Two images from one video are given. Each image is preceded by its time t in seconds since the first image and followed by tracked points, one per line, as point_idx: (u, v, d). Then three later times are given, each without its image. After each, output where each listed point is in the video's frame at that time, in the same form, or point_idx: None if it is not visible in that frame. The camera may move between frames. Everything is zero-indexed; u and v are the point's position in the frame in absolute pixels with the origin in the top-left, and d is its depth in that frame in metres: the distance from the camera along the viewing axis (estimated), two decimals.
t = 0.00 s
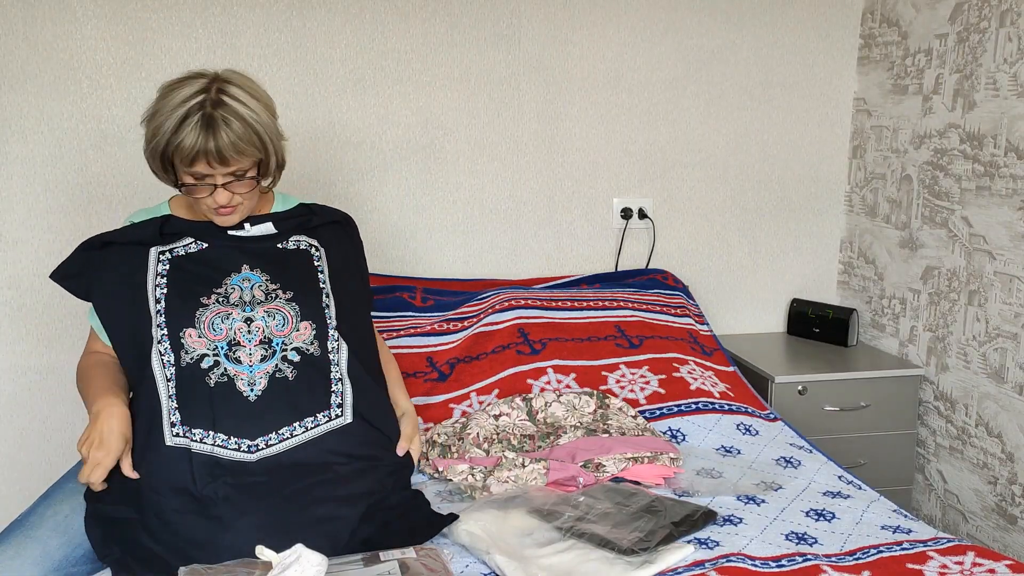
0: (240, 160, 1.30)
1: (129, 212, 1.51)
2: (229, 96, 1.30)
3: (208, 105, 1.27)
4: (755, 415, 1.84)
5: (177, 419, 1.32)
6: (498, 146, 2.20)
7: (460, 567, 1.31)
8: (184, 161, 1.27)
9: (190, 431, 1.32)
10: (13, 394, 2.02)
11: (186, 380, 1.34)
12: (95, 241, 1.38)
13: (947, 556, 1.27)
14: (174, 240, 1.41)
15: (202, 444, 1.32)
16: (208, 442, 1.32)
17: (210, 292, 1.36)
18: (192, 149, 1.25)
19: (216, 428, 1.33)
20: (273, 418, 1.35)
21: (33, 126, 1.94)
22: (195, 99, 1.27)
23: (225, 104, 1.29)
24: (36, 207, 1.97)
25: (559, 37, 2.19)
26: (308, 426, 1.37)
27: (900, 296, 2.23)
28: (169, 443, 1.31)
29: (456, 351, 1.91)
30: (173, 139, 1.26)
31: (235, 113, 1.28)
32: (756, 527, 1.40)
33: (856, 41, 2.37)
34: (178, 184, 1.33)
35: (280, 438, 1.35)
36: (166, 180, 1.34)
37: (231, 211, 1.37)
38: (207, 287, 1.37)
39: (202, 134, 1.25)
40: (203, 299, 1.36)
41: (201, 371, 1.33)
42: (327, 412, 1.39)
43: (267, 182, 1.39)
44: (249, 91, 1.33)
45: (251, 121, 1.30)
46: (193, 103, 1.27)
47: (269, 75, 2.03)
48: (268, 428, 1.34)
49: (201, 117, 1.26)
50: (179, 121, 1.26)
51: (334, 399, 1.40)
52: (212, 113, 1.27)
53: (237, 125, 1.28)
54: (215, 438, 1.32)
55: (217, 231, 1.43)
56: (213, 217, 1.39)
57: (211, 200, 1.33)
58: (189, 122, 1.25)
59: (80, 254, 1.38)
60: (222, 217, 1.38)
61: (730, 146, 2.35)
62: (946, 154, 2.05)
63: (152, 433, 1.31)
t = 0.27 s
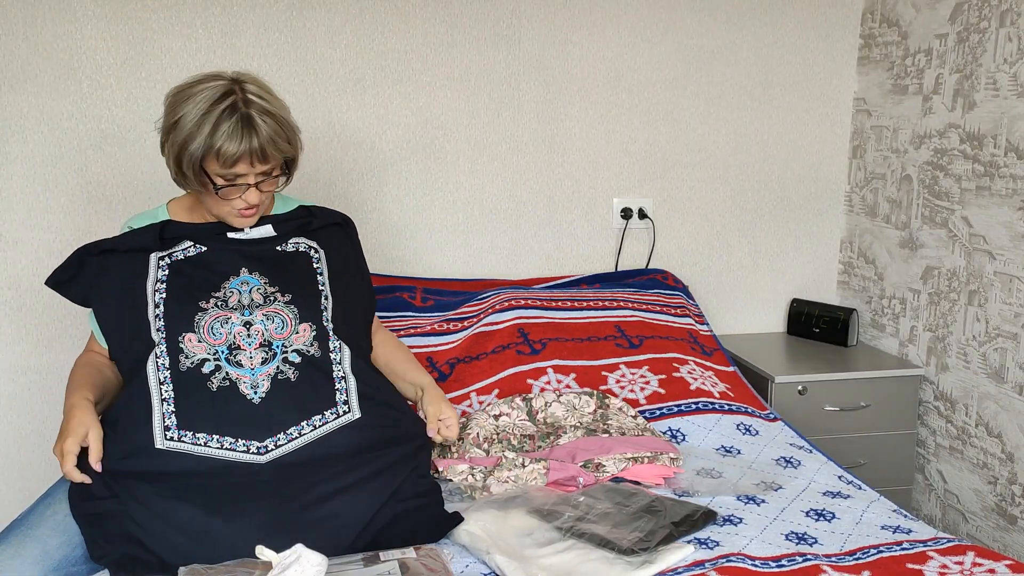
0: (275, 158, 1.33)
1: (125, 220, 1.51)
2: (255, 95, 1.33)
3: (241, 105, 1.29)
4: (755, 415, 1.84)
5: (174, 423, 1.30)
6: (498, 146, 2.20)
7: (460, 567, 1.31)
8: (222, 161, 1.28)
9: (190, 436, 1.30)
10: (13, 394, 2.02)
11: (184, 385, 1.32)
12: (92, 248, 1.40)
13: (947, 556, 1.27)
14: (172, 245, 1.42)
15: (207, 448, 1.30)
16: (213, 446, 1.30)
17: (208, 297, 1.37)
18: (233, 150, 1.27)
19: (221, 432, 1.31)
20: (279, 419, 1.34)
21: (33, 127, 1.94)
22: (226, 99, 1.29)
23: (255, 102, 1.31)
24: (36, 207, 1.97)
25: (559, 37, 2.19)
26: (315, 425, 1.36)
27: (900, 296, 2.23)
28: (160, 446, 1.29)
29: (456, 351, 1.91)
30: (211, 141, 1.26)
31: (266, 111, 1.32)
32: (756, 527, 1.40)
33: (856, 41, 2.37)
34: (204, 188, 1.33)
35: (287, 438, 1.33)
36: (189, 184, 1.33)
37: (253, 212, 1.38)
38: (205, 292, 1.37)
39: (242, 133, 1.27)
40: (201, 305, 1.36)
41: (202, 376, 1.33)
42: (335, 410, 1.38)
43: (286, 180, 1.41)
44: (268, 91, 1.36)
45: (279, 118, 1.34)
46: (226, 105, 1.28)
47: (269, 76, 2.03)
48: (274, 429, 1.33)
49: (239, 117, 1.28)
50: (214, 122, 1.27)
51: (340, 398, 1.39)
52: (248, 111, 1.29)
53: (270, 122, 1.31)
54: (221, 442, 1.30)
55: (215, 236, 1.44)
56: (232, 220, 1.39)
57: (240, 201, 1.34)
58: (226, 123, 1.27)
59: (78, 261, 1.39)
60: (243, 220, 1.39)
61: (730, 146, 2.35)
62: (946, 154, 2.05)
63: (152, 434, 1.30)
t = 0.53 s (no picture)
0: (292, 151, 1.33)
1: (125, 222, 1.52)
2: (266, 90, 1.33)
3: (259, 99, 1.30)
4: (755, 415, 1.84)
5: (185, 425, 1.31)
6: (498, 146, 2.20)
7: (460, 567, 1.31)
8: (246, 156, 1.27)
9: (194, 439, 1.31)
10: (13, 394, 2.02)
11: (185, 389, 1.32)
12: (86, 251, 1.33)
13: (947, 556, 1.27)
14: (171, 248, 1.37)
15: (207, 452, 1.30)
16: (213, 450, 1.31)
17: (205, 300, 1.34)
18: (259, 144, 1.26)
19: (220, 436, 1.31)
20: (277, 422, 1.33)
21: (33, 126, 1.94)
22: (243, 93, 1.28)
23: (269, 96, 1.32)
24: (36, 207, 1.97)
25: (558, 37, 2.19)
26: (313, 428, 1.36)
27: (900, 296, 2.23)
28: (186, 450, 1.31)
29: (456, 350, 1.91)
30: (236, 135, 1.25)
31: (280, 105, 1.32)
32: (756, 527, 1.40)
33: (856, 41, 2.37)
34: (219, 185, 1.31)
35: (284, 442, 1.33)
36: (204, 181, 1.30)
37: (266, 208, 1.37)
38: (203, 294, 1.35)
39: (266, 126, 1.27)
40: (199, 308, 1.34)
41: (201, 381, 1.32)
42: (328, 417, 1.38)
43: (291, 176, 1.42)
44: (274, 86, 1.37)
45: (292, 112, 1.35)
46: (247, 100, 1.28)
47: (269, 75, 2.03)
48: (271, 433, 1.33)
49: (260, 110, 1.28)
50: (237, 117, 1.26)
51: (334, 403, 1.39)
52: (266, 104, 1.29)
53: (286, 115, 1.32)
54: (220, 446, 1.31)
55: (212, 237, 1.39)
56: (244, 217, 1.37)
57: (257, 196, 1.33)
58: (249, 117, 1.26)
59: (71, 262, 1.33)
60: (256, 216, 1.37)
61: (730, 146, 2.35)
62: (946, 154, 2.05)
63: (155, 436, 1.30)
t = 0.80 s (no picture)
0: (302, 146, 1.37)
1: (125, 221, 1.51)
2: (272, 88, 1.37)
3: (268, 96, 1.33)
4: (755, 415, 1.84)
5: (213, 402, 1.33)
6: (498, 146, 2.20)
7: (460, 567, 1.31)
8: (260, 151, 1.30)
9: (222, 419, 1.33)
10: (13, 394, 2.02)
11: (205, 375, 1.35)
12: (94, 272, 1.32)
13: (947, 556, 1.27)
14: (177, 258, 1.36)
15: (230, 433, 1.33)
16: (236, 432, 1.34)
17: (217, 306, 1.37)
18: (274, 139, 1.30)
19: (244, 418, 1.35)
20: (297, 408, 1.38)
21: (33, 126, 1.94)
22: (252, 91, 1.32)
23: (276, 93, 1.35)
24: (36, 206, 1.97)
25: (558, 37, 2.19)
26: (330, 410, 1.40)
27: (900, 296, 2.23)
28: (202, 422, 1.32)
29: (456, 350, 1.91)
30: (251, 131, 1.28)
31: (288, 101, 1.36)
32: (756, 527, 1.40)
33: (856, 41, 2.37)
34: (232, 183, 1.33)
35: (304, 424, 1.37)
36: (215, 178, 1.32)
37: (274, 205, 1.40)
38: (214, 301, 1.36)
39: (279, 122, 1.31)
40: (211, 313, 1.36)
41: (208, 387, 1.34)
42: (345, 396, 1.42)
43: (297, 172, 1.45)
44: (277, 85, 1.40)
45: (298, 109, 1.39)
46: (258, 97, 1.31)
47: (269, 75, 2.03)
48: (292, 417, 1.37)
49: (271, 106, 1.31)
50: (250, 113, 1.29)
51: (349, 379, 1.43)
52: (276, 101, 1.33)
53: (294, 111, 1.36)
54: (244, 428, 1.34)
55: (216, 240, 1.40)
56: (252, 215, 1.39)
57: (269, 192, 1.36)
58: (262, 113, 1.30)
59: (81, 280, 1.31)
60: (264, 214, 1.39)
61: (730, 145, 2.35)
62: (946, 154, 2.05)
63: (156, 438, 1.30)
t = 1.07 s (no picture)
0: (291, 135, 1.42)
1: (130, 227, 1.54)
2: (261, 79, 1.42)
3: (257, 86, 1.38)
4: (755, 415, 1.84)
5: (271, 330, 1.25)
6: (498, 146, 2.20)
7: (460, 567, 1.31)
8: (248, 137, 1.35)
9: (293, 345, 1.26)
10: (13, 394, 2.02)
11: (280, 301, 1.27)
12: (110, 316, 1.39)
13: (947, 556, 1.27)
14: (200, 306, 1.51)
15: (313, 357, 1.27)
16: (320, 355, 1.27)
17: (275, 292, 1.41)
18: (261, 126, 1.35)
19: (325, 339, 1.28)
20: (394, 326, 1.32)
21: (33, 127, 1.94)
22: (241, 80, 1.37)
23: (265, 84, 1.41)
24: (36, 206, 1.97)
25: (558, 37, 2.19)
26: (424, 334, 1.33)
27: (900, 296, 2.23)
28: (261, 356, 1.24)
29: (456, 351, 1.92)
30: (238, 118, 1.33)
31: (277, 91, 1.41)
32: (756, 527, 1.40)
33: (856, 41, 2.37)
34: (223, 170, 1.37)
35: (400, 345, 1.31)
36: (205, 166, 1.36)
37: (268, 193, 1.44)
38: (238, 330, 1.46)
39: (267, 109, 1.36)
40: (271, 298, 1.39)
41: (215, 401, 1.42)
42: (449, 318, 1.35)
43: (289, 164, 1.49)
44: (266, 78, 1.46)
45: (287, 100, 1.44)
46: (246, 86, 1.36)
47: (270, 75, 2.03)
48: (382, 338, 1.31)
49: (258, 94, 1.37)
50: (238, 101, 1.34)
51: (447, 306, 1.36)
52: (264, 90, 1.38)
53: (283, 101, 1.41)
54: (327, 351, 1.28)
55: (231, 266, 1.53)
56: (247, 204, 1.43)
57: (260, 180, 1.40)
58: (249, 101, 1.35)
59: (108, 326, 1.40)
60: (258, 202, 1.43)
61: (730, 145, 2.35)
62: (946, 154, 2.05)
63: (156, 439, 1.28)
